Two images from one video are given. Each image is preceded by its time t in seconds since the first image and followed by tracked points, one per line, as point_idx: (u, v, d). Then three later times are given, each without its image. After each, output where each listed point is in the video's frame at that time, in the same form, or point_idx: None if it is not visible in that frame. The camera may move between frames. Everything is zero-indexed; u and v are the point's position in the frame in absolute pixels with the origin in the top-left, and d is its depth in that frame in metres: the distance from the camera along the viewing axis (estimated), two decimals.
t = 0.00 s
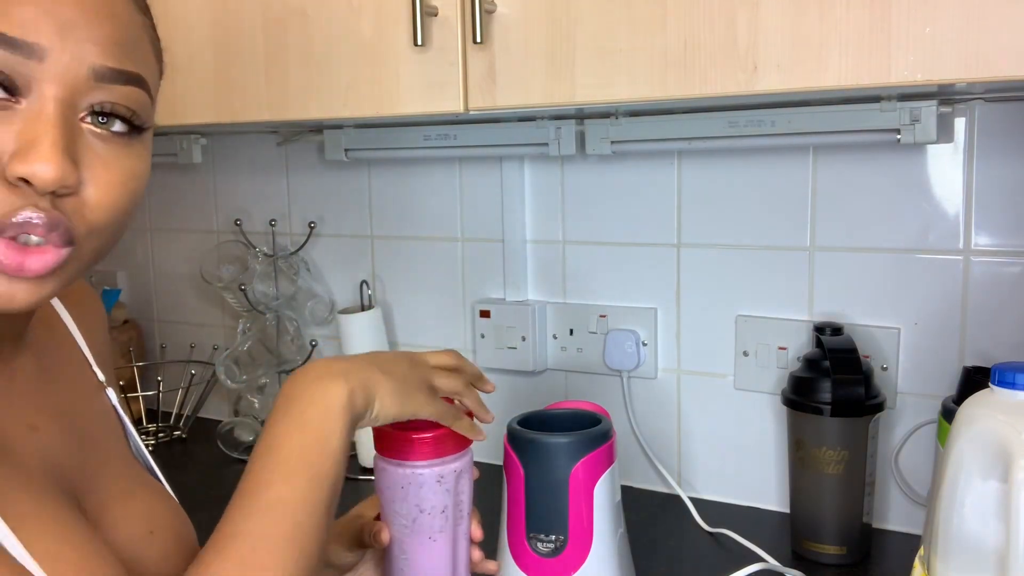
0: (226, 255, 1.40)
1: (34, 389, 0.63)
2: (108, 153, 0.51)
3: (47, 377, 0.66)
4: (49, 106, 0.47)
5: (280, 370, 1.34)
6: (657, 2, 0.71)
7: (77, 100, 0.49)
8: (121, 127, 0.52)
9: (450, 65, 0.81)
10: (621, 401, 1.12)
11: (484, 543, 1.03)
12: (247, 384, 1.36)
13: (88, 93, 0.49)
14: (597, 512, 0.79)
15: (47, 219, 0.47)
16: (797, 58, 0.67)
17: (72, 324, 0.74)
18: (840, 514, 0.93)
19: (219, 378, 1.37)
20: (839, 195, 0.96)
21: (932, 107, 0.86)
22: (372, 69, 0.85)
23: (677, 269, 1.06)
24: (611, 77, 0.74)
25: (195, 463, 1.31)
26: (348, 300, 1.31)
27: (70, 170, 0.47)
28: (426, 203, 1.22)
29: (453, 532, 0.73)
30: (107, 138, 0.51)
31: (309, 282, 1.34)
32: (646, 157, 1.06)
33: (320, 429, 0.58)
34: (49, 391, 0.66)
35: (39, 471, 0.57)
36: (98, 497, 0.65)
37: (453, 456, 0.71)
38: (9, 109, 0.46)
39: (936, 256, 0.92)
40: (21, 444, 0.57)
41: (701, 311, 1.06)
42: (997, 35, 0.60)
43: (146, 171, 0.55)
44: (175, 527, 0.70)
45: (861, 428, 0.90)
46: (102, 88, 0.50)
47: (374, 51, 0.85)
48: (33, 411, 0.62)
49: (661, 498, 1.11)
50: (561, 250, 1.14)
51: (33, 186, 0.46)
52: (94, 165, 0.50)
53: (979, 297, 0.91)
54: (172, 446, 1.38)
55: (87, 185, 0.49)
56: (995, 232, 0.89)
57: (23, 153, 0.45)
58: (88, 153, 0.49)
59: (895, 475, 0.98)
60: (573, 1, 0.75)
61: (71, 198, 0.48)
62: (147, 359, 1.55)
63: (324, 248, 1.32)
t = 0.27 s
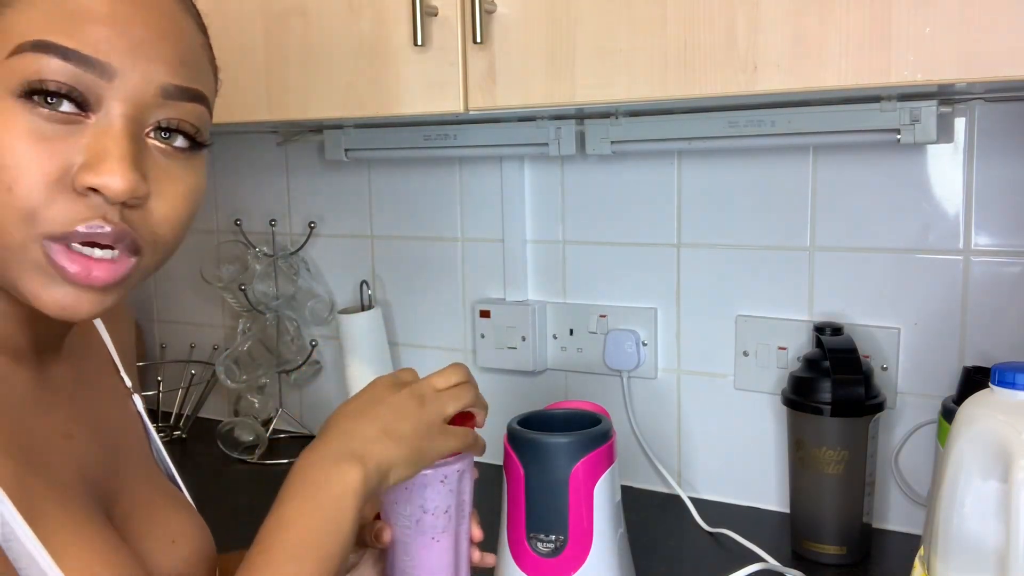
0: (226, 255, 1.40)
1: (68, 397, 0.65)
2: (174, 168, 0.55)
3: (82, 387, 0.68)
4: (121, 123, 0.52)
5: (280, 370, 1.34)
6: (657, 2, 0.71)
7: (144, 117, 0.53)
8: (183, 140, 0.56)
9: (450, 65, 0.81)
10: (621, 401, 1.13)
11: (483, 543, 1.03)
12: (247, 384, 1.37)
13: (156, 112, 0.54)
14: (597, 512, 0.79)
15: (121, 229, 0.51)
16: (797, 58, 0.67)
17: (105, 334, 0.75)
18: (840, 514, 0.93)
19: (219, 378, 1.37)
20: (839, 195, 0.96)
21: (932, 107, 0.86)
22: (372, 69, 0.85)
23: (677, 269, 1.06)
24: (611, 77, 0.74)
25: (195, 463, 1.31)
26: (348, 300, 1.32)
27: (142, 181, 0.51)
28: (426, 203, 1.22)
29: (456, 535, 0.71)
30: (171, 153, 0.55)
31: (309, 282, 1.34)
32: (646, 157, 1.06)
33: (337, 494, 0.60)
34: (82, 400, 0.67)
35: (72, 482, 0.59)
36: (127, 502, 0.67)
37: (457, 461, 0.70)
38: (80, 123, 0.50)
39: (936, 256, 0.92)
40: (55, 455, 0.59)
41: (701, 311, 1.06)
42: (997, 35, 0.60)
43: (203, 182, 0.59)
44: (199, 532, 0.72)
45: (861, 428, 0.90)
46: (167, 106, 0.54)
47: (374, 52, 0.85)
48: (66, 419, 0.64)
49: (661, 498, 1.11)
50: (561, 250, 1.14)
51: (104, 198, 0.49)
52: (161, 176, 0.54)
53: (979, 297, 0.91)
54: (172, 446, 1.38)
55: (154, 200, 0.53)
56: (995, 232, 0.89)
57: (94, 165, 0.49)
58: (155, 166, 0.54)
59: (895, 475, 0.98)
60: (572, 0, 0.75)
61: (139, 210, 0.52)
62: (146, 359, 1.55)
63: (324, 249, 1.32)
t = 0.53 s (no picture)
0: (225, 255, 1.39)
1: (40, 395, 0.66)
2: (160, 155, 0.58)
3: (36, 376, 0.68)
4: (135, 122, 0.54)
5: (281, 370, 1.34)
6: (657, 2, 0.71)
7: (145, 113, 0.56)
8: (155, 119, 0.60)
9: (450, 65, 0.81)
10: (621, 401, 1.13)
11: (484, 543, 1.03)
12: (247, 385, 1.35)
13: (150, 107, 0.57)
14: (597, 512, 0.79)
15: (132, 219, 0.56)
16: (798, 58, 0.67)
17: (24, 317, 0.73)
18: (840, 514, 0.93)
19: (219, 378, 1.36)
20: (839, 195, 0.96)
21: (932, 107, 0.86)
22: (372, 69, 0.85)
23: (677, 269, 1.06)
24: (611, 78, 0.74)
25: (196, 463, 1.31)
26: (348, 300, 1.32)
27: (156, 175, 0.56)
28: (426, 203, 1.22)
29: (382, 359, 0.74)
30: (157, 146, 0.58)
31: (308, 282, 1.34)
32: (647, 157, 1.06)
33: None
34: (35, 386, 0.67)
35: (67, 464, 0.61)
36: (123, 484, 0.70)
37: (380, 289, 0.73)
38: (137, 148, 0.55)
39: (936, 256, 0.92)
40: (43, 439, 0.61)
41: (700, 310, 1.06)
42: (998, 36, 0.60)
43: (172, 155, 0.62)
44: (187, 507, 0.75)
45: (861, 428, 0.90)
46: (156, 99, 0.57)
47: (373, 52, 0.85)
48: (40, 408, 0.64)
49: (661, 498, 1.11)
50: (561, 250, 1.14)
51: (129, 189, 0.54)
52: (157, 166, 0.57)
53: (979, 297, 0.91)
54: (172, 446, 1.38)
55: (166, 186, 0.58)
56: (995, 232, 0.89)
57: (144, 175, 0.56)
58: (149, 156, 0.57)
59: (895, 475, 0.98)
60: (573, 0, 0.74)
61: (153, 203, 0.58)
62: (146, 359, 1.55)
63: (324, 248, 1.32)
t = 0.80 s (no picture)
0: (225, 255, 1.40)
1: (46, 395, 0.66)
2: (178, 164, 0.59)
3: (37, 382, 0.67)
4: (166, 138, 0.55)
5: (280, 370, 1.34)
6: (656, 2, 0.71)
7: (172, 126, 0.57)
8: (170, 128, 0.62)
9: (450, 65, 0.81)
10: (621, 401, 1.13)
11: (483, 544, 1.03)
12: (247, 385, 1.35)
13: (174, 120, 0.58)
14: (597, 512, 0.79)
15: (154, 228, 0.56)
16: (798, 58, 0.67)
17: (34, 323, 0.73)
18: (840, 514, 0.93)
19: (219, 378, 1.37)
20: (839, 195, 0.96)
21: (931, 107, 0.86)
22: (373, 69, 0.85)
23: (677, 269, 1.06)
24: (611, 78, 0.74)
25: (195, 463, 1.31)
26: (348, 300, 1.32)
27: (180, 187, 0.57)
28: (425, 203, 1.22)
29: (396, 332, 0.77)
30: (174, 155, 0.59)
31: (309, 282, 1.34)
32: (647, 157, 1.06)
33: None
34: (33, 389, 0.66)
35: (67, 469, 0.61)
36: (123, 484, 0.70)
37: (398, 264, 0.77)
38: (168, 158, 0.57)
39: (936, 257, 0.92)
40: (41, 443, 0.61)
41: (700, 310, 1.06)
42: (997, 36, 0.60)
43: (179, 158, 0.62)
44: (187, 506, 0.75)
45: (861, 427, 0.90)
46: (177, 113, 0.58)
47: (373, 52, 0.85)
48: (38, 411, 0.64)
49: (661, 498, 1.11)
50: (561, 250, 1.14)
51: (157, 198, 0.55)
52: (179, 177, 0.58)
53: (979, 297, 0.91)
54: (172, 446, 1.38)
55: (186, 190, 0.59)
56: (996, 232, 0.89)
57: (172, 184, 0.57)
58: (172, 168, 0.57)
59: (895, 475, 0.98)
60: None
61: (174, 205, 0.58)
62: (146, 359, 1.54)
63: (324, 249, 1.32)
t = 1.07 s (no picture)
0: (225, 255, 1.39)
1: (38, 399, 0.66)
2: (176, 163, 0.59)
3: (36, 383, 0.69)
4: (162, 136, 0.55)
5: (280, 370, 1.33)
6: (655, 2, 0.71)
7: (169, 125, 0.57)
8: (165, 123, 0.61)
9: (450, 65, 0.81)
10: (621, 401, 1.13)
11: (483, 544, 1.03)
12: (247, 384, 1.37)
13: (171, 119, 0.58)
14: (597, 512, 0.79)
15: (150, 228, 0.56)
16: (798, 58, 0.67)
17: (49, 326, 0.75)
18: (840, 514, 0.93)
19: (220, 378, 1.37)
20: (839, 195, 0.96)
21: (931, 107, 0.86)
22: (372, 69, 0.85)
23: (677, 269, 1.06)
24: (611, 78, 0.74)
25: (195, 463, 1.31)
26: (348, 300, 1.32)
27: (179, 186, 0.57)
28: (425, 203, 1.22)
29: (440, 341, 0.76)
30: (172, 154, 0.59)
31: (309, 282, 1.34)
32: (647, 157, 1.06)
33: None
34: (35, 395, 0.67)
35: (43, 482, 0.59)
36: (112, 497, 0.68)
37: (449, 271, 0.76)
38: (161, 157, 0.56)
39: (936, 256, 0.92)
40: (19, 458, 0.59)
41: (700, 310, 1.06)
42: (998, 37, 0.60)
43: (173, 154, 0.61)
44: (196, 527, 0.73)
45: (861, 427, 0.90)
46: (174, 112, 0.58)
47: (373, 52, 0.85)
48: (23, 419, 0.63)
49: (661, 498, 1.11)
50: (561, 250, 1.14)
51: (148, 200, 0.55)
52: (176, 177, 0.58)
53: (979, 297, 0.91)
54: (171, 446, 1.38)
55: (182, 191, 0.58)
56: (996, 232, 0.89)
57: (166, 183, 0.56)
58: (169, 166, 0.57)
59: (895, 475, 0.98)
60: None
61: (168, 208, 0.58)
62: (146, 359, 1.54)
63: (324, 248, 1.32)
